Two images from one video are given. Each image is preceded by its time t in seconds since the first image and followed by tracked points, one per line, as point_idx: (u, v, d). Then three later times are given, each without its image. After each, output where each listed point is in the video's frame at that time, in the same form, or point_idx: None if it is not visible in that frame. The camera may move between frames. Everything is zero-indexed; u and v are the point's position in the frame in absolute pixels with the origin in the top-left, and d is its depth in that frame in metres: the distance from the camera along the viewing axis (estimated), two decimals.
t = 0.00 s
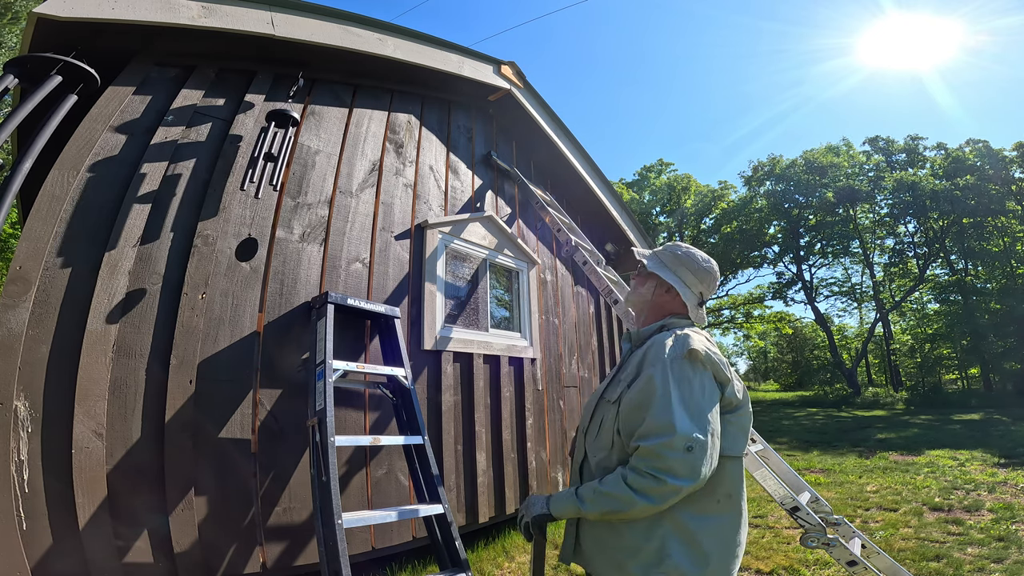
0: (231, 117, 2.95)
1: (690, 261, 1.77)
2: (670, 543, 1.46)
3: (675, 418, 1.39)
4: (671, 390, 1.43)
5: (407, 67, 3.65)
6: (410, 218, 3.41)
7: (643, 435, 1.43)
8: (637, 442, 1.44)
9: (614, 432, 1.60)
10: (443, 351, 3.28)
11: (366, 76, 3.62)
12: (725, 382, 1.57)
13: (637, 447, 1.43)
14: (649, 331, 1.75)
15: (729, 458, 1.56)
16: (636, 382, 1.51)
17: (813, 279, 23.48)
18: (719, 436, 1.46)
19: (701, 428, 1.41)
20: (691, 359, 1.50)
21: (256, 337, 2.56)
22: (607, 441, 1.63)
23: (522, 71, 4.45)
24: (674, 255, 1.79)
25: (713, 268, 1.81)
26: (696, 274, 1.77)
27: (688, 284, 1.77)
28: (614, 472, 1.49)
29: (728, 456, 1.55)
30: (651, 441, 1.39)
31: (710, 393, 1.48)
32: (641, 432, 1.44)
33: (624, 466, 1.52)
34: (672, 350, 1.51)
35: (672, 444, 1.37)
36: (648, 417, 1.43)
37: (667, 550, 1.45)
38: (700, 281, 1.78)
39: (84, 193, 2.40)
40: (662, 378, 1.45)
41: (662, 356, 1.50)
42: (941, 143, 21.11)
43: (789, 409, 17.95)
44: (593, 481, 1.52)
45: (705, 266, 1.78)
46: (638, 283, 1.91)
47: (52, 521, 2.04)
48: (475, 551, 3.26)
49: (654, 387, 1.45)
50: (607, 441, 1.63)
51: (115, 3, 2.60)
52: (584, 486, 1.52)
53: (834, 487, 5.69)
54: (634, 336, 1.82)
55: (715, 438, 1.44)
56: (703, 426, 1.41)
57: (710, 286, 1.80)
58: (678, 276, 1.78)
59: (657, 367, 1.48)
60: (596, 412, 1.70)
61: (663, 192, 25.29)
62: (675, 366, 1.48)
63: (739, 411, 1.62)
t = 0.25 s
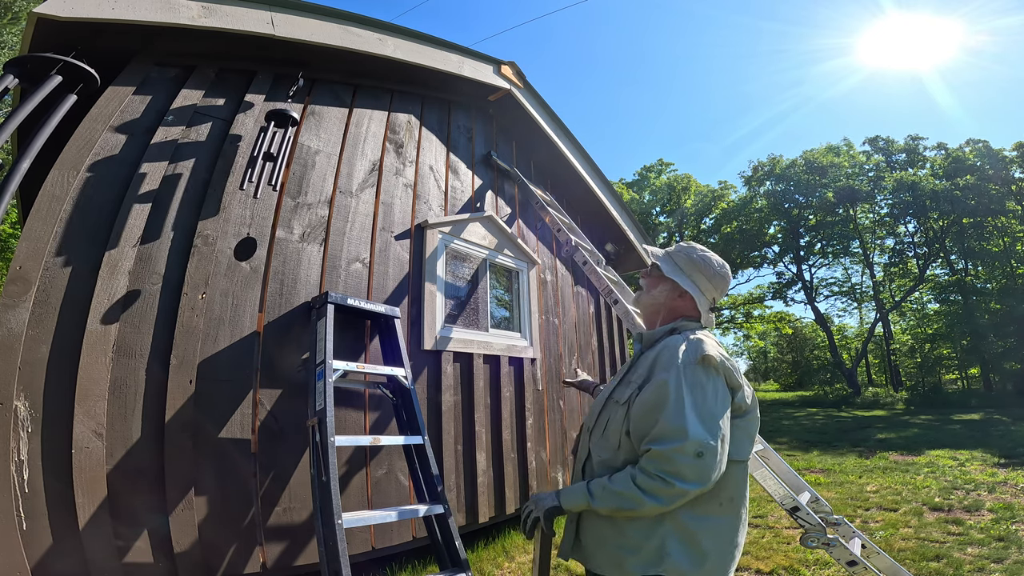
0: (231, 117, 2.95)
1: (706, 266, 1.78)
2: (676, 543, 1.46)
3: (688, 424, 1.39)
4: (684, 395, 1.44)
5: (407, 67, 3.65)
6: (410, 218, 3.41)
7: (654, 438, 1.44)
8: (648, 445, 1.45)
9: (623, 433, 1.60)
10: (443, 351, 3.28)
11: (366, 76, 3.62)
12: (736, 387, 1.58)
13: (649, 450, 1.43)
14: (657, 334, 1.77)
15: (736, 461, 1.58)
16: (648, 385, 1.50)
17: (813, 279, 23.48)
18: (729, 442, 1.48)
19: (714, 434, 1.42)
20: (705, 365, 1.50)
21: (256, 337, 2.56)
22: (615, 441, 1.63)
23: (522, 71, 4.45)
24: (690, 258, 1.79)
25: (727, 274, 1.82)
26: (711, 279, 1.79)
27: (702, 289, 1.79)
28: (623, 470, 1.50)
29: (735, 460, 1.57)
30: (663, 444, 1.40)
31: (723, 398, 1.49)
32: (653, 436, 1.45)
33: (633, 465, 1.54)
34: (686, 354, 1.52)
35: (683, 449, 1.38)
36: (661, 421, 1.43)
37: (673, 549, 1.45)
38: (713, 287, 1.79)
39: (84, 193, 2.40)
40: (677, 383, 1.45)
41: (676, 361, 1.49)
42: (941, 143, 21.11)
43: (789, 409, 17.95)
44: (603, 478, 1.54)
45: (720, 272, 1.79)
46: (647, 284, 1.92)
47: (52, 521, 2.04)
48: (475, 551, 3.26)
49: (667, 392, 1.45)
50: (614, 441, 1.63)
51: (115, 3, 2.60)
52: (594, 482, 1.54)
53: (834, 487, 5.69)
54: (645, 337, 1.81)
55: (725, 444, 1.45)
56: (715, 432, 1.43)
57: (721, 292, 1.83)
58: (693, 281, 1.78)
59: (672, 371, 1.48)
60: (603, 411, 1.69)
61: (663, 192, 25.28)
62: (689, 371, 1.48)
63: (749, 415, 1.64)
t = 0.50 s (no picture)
0: (231, 117, 2.95)
1: (712, 265, 1.79)
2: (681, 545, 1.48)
3: (700, 433, 1.41)
4: (698, 403, 1.45)
5: (407, 67, 3.65)
6: (410, 218, 3.41)
7: (664, 445, 1.46)
8: (658, 451, 1.46)
9: (630, 437, 1.61)
10: (443, 351, 3.28)
11: (366, 76, 3.62)
12: (747, 393, 1.60)
13: (658, 456, 1.45)
14: (664, 336, 1.78)
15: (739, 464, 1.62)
16: (661, 391, 1.50)
17: (813, 279, 23.48)
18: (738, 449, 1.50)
19: (724, 442, 1.44)
20: (719, 372, 1.52)
21: (256, 337, 2.56)
22: (622, 445, 1.63)
23: (522, 71, 4.45)
24: (696, 258, 1.79)
25: (732, 272, 1.84)
26: (718, 280, 1.80)
27: (708, 289, 1.80)
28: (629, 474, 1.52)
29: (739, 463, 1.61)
30: (674, 451, 1.41)
31: (734, 406, 1.51)
32: (663, 442, 1.46)
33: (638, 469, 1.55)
34: (700, 361, 1.52)
35: (693, 457, 1.40)
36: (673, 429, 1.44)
37: (679, 551, 1.47)
38: (718, 286, 1.81)
39: (84, 193, 2.40)
40: (690, 390, 1.46)
41: (690, 367, 1.50)
42: (941, 143, 21.11)
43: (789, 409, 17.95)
44: (608, 481, 1.54)
45: (726, 271, 1.80)
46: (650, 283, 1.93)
47: (52, 520, 2.04)
48: (475, 551, 3.26)
49: (682, 399, 1.45)
50: (622, 446, 1.63)
51: (115, 3, 2.60)
52: (599, 485, 1.54)
53: (834, 487, 5.69)
54: (656, 340, 1.80)
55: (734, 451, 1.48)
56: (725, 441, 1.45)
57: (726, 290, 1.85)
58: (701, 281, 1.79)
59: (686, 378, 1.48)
60: (611, 415, 1.70)
61: (663, 192, 25.27)
62: (703, 378, 1.49)
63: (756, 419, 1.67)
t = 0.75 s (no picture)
0: (231, 117, 2.95)
1: (715, 261, 1.80)
2: (683, 542, 1.54)
3: (709, 437, 1.46)
4: (711, 407, 1.50)
5: (407, 67, 3.65)
6: (410, 218, 3.41)
7: (669, 446, 1.51)
8: (662, 451, 1.52)
9: (641, 439, 1.62)
10: (443, 351, 3.28)
11: (366, 76, 3.62)
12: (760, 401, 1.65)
13: (660, 457, 1.51)
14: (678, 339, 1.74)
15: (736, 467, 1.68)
16: (676, 393, 1.54)
17: (813, 279, 23.48)
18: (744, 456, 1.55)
19: (731, 448, 1.49)
20: (734, 378, 1.57)
21: (256, 337, 2.56)
22: (633, 448, 1.64)
23: (522, 71, 4.45)
24: (699, 254, 1.81)
25: (735, 270, 1.84)
26: (722, 278, 1.82)
27: (711, 285, 1.81)
28: (628, 476, 1.57)
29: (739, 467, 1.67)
30: (678, 454, 1.47)
31: (745, 412, 1.56)
32: (667, 443, 1.52)
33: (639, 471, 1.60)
34: (716, 366, 1.57)
35: (697, 460, 1.46)
36: (681, 430, 1.49)
37: (680, 548, 1.53)
38: (721, 283, 1.81)
39: (84, 193, 2.40)
40: (704, 395, 1.51)
41: (706, 371, 1.55)
42: (941, 143, 21.10)
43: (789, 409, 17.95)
44: (605, 483, 1.61)
45: (729, 268, 1.81)
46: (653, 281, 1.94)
47: (52, 520, 2.04)
48: (476, 551, 3.26)
49: (695, 401, 1.50)
50: (633, 449, 1.64)
51: (115, 3, 2.60)
52: (597, 488, 1.60)
53: (834, 487, 5.69)
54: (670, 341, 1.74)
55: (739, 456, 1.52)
56: (732, 447, 1.50)
57: (729, 288, 1.85)
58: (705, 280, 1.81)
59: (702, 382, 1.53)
60: (622, 418, 1.68)
61: (663, 192, 25.26)
62: (717, 383, 1.54)
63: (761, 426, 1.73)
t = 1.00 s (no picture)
0: (231, 117, 2.95)
1: (721, 258, 1.80)
2: (686, 546, 1.54)
3: (719, 440, 1.46)
4: (720, 408, 1.50)
5: (407, 67, 3.65)
6: (410, 218, 3.41)
7: (676, 450, 1.50)
8: (668, 455, 1.50)
9: (648, 443, 1.60)
10: (443, 351, 3.28)
11: (366, 76, 3.62)
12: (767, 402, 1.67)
13: (666, 462, 1.49)
14: (681, 337, 1.74)
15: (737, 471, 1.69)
16: (684, 394, 1.53)
17: (813, 279, 23.48)
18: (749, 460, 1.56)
19: (740, 451, 1.49)
20: (742, 379, 1.58)
21: (256, 337, 2.56)
22: (639, 453, 1.62)
23: (522, 71, 4.45)
24: (704, 250, 1.82)
25: (743, 269, 1.84)
26: (724, 276, 1.81)
27: (713, 282, 1.81)
28: (632, 481, 1.56)
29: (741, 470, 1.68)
30: (686, 458, 1.46)
31: (755, 414, 1.57)
32: (674, 447, 1.50)
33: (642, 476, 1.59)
34: (725, 367, 1.58)
35: (705, 464, 1.45)
36: (690, 434, 1.48)
37: (684, 553, 1.53)
38: (725, 281, 1.82)
39: (84, 193, 2.40)
40: (714, 397, 1.51)
41: (715, 372, 1.55)
42: (940, 143, 21.11)
43: (789, 409, 17.95)
44: (607, 488, 1.59)
45: (735, 266, 1.81)
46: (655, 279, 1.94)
47: (52, 521, 2.04)
48: (476, 551, 3.26)
49: (704, 403, 1.50)
50: (638, 454, 1.62)
51: (115, 3, 2.60)
52: (598, 493, 1.59)
53: (834, 487, 5.69)
54: (673, 341, 1.74)
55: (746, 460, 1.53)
56: (741, 451, 1.50)
57: (733, 287, 1.85)
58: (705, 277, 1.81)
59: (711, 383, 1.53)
60: (626, 421, 1.65)
61: (663, 192, 25.27)
62: (726, 385, 1.54)
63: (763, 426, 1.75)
